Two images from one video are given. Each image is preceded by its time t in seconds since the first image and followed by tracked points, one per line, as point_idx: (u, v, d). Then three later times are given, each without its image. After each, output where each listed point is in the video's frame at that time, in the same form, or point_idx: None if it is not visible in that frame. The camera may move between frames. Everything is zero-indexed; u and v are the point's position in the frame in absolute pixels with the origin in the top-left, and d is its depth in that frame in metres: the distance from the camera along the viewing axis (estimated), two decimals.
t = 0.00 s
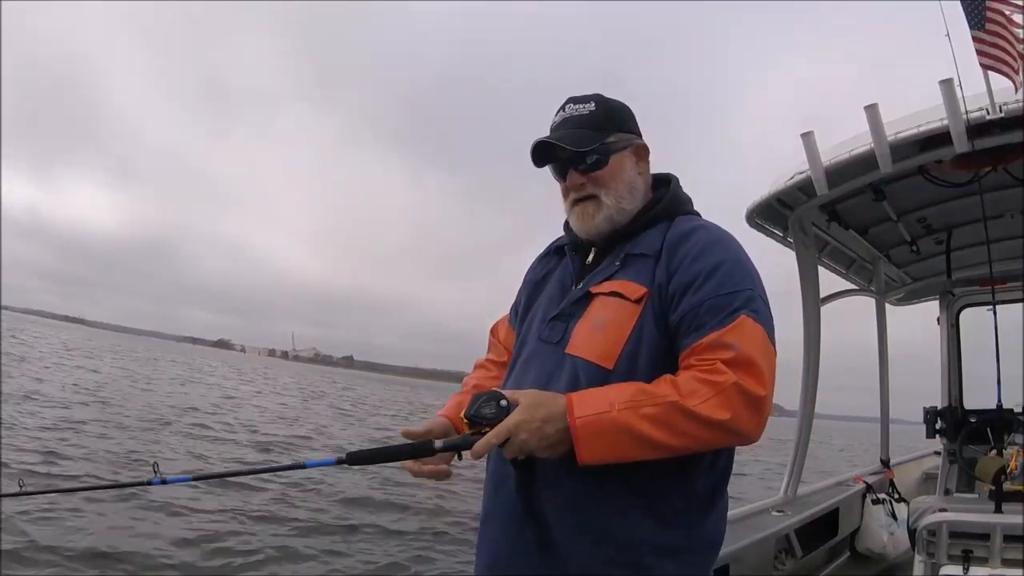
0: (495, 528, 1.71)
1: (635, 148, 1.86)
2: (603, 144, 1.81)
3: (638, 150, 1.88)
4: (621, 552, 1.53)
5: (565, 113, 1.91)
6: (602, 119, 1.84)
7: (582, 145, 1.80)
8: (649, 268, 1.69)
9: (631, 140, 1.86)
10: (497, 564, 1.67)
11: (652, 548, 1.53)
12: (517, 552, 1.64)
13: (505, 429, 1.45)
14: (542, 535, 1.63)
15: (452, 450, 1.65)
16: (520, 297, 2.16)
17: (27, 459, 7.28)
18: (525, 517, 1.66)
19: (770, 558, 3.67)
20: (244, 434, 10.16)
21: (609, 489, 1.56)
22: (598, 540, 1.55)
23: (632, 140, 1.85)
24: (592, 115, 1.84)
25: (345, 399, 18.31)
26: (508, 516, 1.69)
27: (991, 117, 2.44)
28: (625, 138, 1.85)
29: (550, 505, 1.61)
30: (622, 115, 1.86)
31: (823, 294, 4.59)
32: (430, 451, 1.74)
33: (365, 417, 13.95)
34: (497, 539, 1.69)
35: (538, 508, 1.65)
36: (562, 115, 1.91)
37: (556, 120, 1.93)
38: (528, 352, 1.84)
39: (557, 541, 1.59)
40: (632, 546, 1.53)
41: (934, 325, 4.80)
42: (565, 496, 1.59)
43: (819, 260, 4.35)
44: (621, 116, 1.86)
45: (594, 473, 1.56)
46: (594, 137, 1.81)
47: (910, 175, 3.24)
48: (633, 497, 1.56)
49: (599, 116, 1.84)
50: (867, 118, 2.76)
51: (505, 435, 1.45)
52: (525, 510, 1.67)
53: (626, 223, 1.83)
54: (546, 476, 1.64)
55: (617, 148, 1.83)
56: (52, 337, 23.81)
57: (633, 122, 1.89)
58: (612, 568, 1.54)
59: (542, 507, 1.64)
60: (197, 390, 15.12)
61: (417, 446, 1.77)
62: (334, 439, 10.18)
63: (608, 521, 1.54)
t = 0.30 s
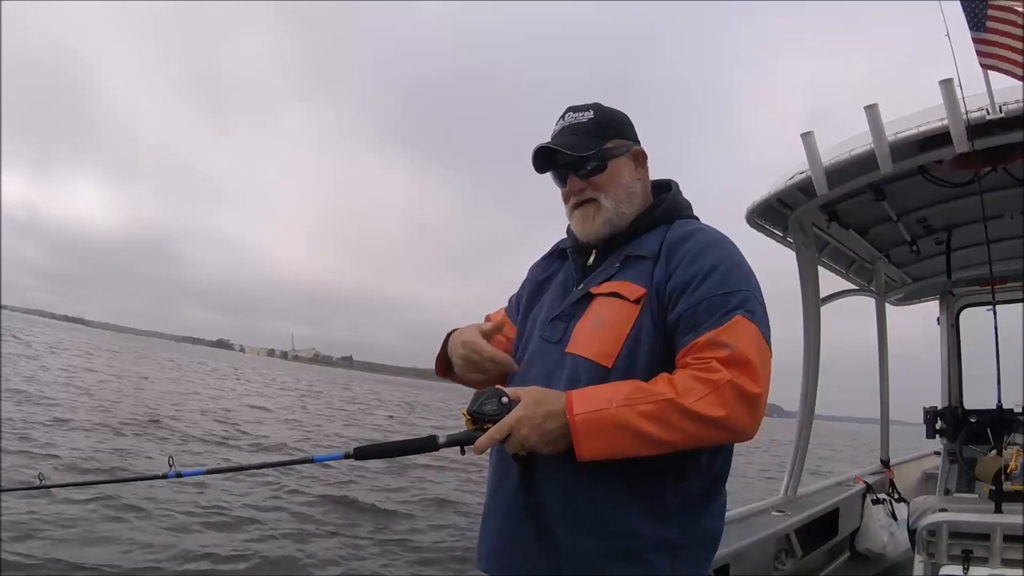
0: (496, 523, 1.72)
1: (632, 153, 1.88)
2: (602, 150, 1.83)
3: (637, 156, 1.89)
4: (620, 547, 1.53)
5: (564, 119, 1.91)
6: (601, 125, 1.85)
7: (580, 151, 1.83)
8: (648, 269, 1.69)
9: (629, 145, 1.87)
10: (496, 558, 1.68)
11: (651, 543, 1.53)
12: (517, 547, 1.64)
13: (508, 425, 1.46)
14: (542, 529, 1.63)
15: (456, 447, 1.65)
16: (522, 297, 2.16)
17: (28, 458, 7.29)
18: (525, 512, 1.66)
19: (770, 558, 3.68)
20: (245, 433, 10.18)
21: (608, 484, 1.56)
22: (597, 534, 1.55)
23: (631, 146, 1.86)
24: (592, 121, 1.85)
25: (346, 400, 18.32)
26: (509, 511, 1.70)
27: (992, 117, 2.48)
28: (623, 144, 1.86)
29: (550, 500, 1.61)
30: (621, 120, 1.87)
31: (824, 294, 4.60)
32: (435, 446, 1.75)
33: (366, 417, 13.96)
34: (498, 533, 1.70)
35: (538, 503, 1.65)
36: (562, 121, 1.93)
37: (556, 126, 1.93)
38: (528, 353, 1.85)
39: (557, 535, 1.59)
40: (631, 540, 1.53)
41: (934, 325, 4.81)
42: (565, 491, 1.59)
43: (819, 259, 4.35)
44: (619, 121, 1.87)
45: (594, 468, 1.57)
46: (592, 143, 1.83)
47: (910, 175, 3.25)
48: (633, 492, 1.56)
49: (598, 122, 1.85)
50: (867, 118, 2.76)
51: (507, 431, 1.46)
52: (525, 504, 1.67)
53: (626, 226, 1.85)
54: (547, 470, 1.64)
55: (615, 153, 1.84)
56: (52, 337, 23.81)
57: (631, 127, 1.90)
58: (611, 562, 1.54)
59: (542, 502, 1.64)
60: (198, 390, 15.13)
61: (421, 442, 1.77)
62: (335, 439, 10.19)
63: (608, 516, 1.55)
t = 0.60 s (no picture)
0: (504, 525, 1.72)
1: (649, 149, 1.93)
2: (628, 136, 1.86)
3: (652, 153, 1.94)
4: (629, 549, 1.53)
5: (586, 106, 1.92)
6: (625, 115, 1.89)
7: (611, 133, 1.84)
8: (657, 270, 1.69)
9: (649, 142, 1.93)
10: (506, 559, 1.68)
11: (661, 546, 1.53)
12: (527, 548, 1.64)
13: (521, 430, 1.48)
14: (551, 531, 1.63)
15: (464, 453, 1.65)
16: (525, 298, 2.16)
17: (29, 456, 7.31)
18: (534, 514, 1.66)
19: (770, 558, 3.68)
20: (245, 432, 10.18)
21: (617, 487, 1.56)
22: (606, 536, 1.55)
23: (650, 141, 1.91)
24: (616, 110, 1.88)
25: (345, 399, 18.32)
26: (518, 513, 1.69)
27: (992, 117, 2.46)
28: (645, 137, 1.91)
29: (558, 502, 1.62)
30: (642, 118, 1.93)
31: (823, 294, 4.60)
32: (441, 453, 1.74)
33: (365, 416, 13.96)
34: (507, 535, 1.70)
35: (548, 505, 1.65)
36: (583, 107, 1.93)
37: (576, 112, 1.93)
38: (534, 354, 1.84)
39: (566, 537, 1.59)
40: (641, 543, 1.53)
41: (934, 325, 4.81)
42: (574, 493, 1.59)
43: (819, 259, 4.36)
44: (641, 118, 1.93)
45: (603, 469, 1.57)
46: (620, 128, 1.86)
47: (910, 175, 3.25)
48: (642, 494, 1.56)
49: (625, 111, 1.89)
50: (867, 118, 2.76)
51: (519, 435, 1.48)
52: (534, 506, 1.67)
53: (643, 215, 1.86)
54: (554, 470, 1.64)
55: (640, 143, 1.88)
56: (51, 334, 23.80)
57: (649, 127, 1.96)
58: (621, 566, 1.54)
59: (550, 503, 1.64)
60: (197, 388, 15.13)
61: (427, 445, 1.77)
62: (334, 438, 10.19)
63: (617, 518, 1.55)
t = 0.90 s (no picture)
0: (503, 529, 1.72)
1: (660, 142, 1.93)
2: (640, 128, 1.85)
3: (662, 146, 1.94)
4: (628, 557, 1.53)
5: (596, 96, 1.91)
6: (636, 106, 1.88)
7: (622, 126, 1.83)
8: (664, 272, 1.69)
9: (659, 134, 1.92)
10: (504, 564, 1.68)
11: (661, 554, 1.53)
12: (525, 553, 1.65)
13: (517, 436, 1.47)
14: (550, 536, 1.63)
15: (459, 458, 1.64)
16: (528, 292, 2.16)
17: (29, 454, 7.31)
18: (533, 519, 1.67)
19: (770, 558, 3.67)
20: (244, 431, 10.18)
21: (617, 494, 1.56)
22: (606, 544, 1.55)
23: (661, 133, 1.91)
24: (628, 101, 1.88)
25: (345, 398, 18.31)
26: (517, 517, 1.70)
27: (991, 117, 2.43)
28: (656, 129, 1.91)
29: (558, 508, 1.62)
30: (652, 109, 1.93)
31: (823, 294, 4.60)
32: (437, 458, 1.73)
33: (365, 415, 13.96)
34: (506, 540, 1.70)
35: (547, 510, 1.65)
36: (592, 98, 1.92)
37: (586, 102, 1.92)
38: (537, 352, 1.85)
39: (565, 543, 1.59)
40: (640, 552, 1.53)
41: (934, 325, 4.81)
42: (574, 499, 1.59)
43: (819, 259, 4.35)
44: (652, 109, 1.92)
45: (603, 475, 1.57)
46: (632, 121, 1.85)
47: (910, 175, 3.25)
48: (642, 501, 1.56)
49: (636, 103, 1.88)
50: (867, 118, 2.76)
51: (515, 442, 1.47)
52: (533, 510, 1.67)
53: (652, 211, 1.86)
54: (554, 475, 1.64)
55: (651, 137, 1.88)
56: (50, 333, 23.80)
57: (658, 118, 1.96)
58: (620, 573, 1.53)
59: (550, 508, 1.64)
60: (196, 387, 15.12)
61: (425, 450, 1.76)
62: (334, 438, 10.19)
63: (616, 525, 1.54)
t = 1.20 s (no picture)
0: (501, 531, 1.72)
1: (655, 140, 1.93)
2: (635, 127, 1.85)
3: (657, 143, 1.94)
4: (626, 560, 1.53)
5: (591, 94, 1.91)
6: (632, 104, 1.88)
7: (618, 124, 1.83)
8: (660, 273, 1.69)
9: (655, 132, 1.92)
10: (503, 566, 1.68)
11: (659, 557, 1.53)
12: (523, 555, 1.65)
13: (513, 440, 1.48)
14: (548, 538, 1.63)
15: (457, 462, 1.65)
16: (524, 292, 2.15)
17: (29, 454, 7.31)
18: (531, 521, 1.67)
19: (770, 558, 3.68)
20: (245, 431, 10.18)
21: (615, 496, 1.56)
22: (604, 546, 1.55)
23: (656, 131, 1.91)
24: (623, 99, 1.87)
25: (346, 398, 18.31)
26: (515, 519, 1.70)
27: (991, 117, 2.45)
28: (651, 127, 1.90)
29: (555, 510, 1.62)
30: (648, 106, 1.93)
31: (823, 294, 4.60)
32: (436, 461, 1.74)
33: (366, 415, 13.96)
34: (504, 542, 1.70)
35: (545, 512, 1.65)
36: (588, 95, 1.91)
37: (581, 100, 1.92)
38: (533, 353, 1.84)
39: (562, 545, 1.59)
40: (638, 554, 1.53)
41: (934, 325, 4.81)
42: (571, 502, 1.59)
43: (819, 259, 4.36)
44: (647, 106, 1.92)
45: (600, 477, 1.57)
46: (627, 119, 1.84)
47: (910, 175, 3.25)
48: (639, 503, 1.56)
49: (631, 101, 1.88)
50: (867, 118, 2.76)
51: (511, 446, 1.48)
52: (531, 512, 1.67)
53: (648, 211, 1.86)
54: (552, 478, 1.64)
55: (646, 135, 1.88)
56: (50, 334, 23.77)
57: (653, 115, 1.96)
58: None
59: (547, 511, 1.64)
60: (197, 387, 15.12)
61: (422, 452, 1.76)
62: (334, 438, 10.18)
63: (614, 527, 1.54)
